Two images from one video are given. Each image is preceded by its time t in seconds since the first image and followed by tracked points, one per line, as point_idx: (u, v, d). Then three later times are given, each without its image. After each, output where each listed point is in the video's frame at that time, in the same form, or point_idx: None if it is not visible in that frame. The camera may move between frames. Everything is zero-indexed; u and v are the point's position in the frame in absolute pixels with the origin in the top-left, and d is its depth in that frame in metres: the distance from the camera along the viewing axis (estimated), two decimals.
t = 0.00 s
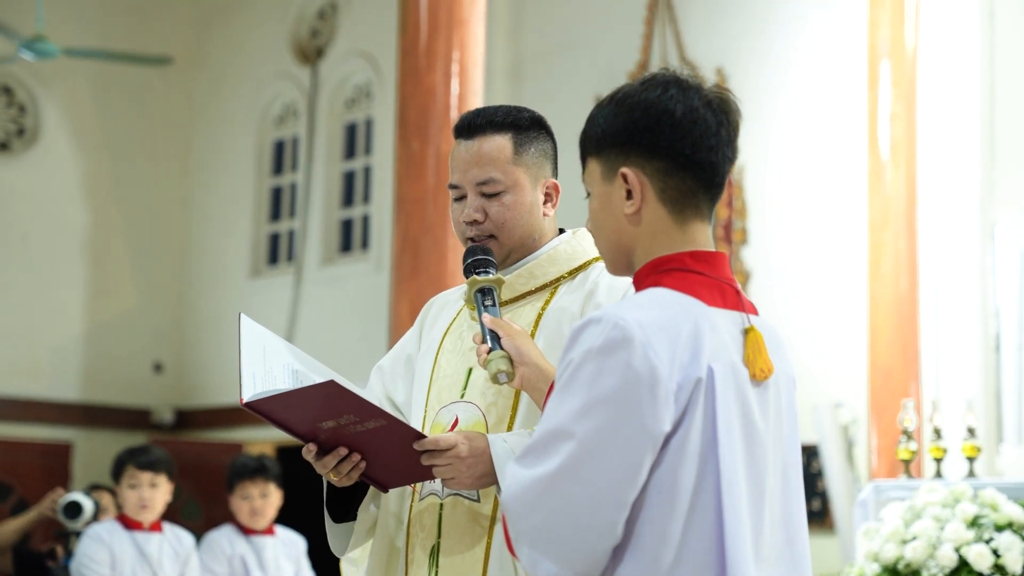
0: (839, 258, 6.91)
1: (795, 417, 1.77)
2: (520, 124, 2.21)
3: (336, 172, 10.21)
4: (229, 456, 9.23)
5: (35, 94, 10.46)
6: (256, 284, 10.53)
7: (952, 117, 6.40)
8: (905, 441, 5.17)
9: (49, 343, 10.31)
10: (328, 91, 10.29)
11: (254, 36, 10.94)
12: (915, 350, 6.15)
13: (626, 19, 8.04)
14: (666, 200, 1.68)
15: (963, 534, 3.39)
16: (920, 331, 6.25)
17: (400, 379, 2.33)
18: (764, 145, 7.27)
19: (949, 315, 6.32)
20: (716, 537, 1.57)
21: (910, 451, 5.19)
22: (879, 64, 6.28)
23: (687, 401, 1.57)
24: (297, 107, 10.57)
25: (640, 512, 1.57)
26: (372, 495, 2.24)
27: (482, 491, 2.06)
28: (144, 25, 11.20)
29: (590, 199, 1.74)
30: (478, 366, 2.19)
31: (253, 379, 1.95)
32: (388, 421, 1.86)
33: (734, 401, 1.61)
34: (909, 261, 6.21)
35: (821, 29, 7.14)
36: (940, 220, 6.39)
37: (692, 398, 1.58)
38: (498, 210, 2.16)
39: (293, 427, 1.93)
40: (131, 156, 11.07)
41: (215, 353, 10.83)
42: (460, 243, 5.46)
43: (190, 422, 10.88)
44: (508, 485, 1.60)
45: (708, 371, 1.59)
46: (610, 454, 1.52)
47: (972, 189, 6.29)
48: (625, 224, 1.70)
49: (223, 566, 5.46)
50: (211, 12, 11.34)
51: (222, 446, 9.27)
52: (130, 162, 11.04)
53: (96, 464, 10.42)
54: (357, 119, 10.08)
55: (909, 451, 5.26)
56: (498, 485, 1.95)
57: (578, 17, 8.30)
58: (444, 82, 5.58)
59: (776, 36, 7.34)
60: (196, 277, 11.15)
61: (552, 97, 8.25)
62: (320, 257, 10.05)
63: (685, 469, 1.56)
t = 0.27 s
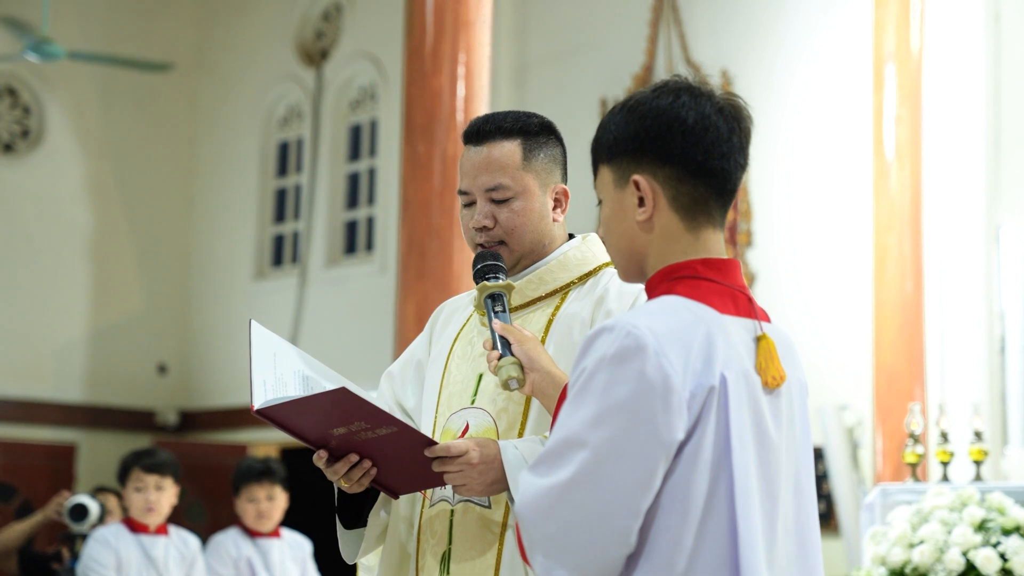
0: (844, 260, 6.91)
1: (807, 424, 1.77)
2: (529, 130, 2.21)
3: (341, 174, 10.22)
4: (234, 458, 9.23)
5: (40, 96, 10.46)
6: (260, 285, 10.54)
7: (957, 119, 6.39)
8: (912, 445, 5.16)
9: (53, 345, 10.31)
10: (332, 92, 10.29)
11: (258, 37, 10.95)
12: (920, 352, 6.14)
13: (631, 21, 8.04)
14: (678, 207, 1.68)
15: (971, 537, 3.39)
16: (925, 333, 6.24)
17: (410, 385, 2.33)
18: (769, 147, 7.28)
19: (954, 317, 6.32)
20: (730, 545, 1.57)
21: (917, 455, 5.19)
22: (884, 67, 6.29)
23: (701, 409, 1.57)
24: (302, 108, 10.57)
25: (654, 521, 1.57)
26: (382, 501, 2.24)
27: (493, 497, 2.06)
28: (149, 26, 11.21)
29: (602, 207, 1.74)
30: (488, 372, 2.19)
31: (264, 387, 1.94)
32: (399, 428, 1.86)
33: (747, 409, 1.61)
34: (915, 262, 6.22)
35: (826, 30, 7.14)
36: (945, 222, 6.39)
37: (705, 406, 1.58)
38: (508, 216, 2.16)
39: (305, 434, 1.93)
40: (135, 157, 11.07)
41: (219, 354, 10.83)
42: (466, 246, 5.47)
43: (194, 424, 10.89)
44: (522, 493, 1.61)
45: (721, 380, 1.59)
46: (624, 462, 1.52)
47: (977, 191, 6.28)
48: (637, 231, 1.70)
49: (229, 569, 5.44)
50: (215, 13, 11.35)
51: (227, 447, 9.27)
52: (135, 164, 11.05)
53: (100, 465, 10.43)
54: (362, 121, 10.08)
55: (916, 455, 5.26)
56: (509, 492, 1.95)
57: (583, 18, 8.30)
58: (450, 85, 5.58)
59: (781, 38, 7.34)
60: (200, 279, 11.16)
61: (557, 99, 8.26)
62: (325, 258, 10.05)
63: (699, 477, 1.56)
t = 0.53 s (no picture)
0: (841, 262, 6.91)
1: (811, 427, 1.77)
2: (531, 132, 2.22)
3: (339, 174, 10.21)
4: (232, 459, 9.23)
5: (38, 96, 10.45)
6: (258, 285, 10.53)
7: (955, 120, 6.40)
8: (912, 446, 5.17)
9: (51, 346, 10.30)
10: (331, 93, 10.29)
11: (256, 38, 10.96)
12: (918, 353, 6.15)
13: (630, 22, 8.05)
14: (681, 210, 1.68)
15: (970, 539, 3.40)
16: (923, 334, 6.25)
17: (412, 388, 2.33)
18: (768, 148, 7.29)
19: (952, 318, 6.32)
20: (735, 548, 1.58)
21: (916, 456, 5.19)
22: (883, 68, 6.29)
23: (705, 413, 1.58)
24: (300, 109, 10.57)
25: (660, 524, 1.57)
26: (385, 504, 2.24)
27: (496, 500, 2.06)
28: (146, 27, 11.21)
29: (606, 209, 1.74)
30: (490, 375, 2.19)
31: (267, 390, 1.94)
32: (402, 432, 1.86)
33: (751, 413, 1.61)
34: (913, 263, 6.23)
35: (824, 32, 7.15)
36: (943, 223, 6.39)
37: (710, 409, 1.58)
38: (510, 219, 2.17)
39: (307, 437, 1.93)
40: (133, 158, 11.07)
41: (217, 355, 10.82)
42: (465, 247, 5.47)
43: (192, 425, 10.88)
44: (527, 496, 1.61)
45: (725, 383, 1.59)
46: (629, 466, 1.53)
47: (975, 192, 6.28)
48: (641, 234, 1.70)
49: (228, 570, 5.44)
50: (213, 14, 11.36)
51: (225, 448, 9.26)
52: (132, 164, 11.04)
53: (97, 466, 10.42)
54: (360, 122, 10.08)
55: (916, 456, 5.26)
56: (512, 495, 1.95)
57: (582, 20, 8.31)
58: (449, 87, 5.59)
59: (780, 39, 7.34)
60: (198, 280, 11.15)
61: (556, 100, 8.27)
62: (324, 258, 10.06)
63: (704, 480, 1.57)
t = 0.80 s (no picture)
0: (828, 262, 6.93)
1: (803, 427, 1.78)
2: (523, 133, 2.21)
3: (326, 173, 10.20)
4: (218, 458, 9.21)
5: (23, 94, 10.41)
6: (245, 285, 10.50)
7: (942, 120, 6.42)
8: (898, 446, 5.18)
9: (35, 345, 10.25)
10: (318, 92, 10.27)
11: (243, 37, 10.94)
12: (905, 352, 6.16)
13: (617, 22, 8.06)
14: (675, 211, 1.68)
15: (958, 538, 3.41)
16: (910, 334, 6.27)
17: (403, 388, 2.33)
18: (755, 149, 7.30)
19: (938, 318, 6.34)
20: (727, 549, 1.58)
21: (902, 456, 5.20)
22: (870, 68, 6.31)
23: (698, 414, 1.58)
24: (287, 108, 10.55)
25: (653, 524, 1.57)
26: (376, 504, 2.24)
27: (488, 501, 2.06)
28: (133, 26, 11.18)
29: (599, 210, 1.74)
30: (482, 375, 2.19)
31: (258, 390, 1.93)
32: (394, 432, 1.86)
33: (744, 413, 1.61)
34: (900, 263, 6.25)
35: (812, 33, 7.17)
36: (930, 223, 6.41)
37: (704, 410, 1.58)
38: (501, 219, 2.16)
39: (299, 437, 1.93)
40: (119, 157, 11.03)
41: (203, 355, 10.79)
42: (453, 247, 5.48)
43: (178, 424, 10.85)
44: (521, 497, 1.61)
45: (719, 384, 1.59)
46: (622, 467, 1.53)
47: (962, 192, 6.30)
48: (634, 234, 1.70)
49: (215, 570, 5.43)
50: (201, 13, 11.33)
51: (212, 448, 9.24)
52: (118, 163, 11.01)
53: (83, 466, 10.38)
54: (347, 121, 10.07)
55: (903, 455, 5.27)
56: (504, 496, 1.95)
57: (570, 20, 8.32)
58: (438, 87, 5.60)
59: (767, 39, 7.36)
60: (184, 279, 11.12)
61: (543, 100, 8.28)
62: (310, 258, 10.04)
63: (697, 481, 1.57)
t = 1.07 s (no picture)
0: (809, 262, 6.95)
1: (795, 428, 1.78)
2: (513, 133, 2.21)
3: (306, 172, 10.17)
4: (198, 458, 9.17)
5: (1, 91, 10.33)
6: (224, 283, 10.46)
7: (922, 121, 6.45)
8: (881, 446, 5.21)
9: (14, 344, 10.17)
10: (299, 91, 10.24)
11: (224, 35, 10.90)
12: (885, 352, 6.19)
13: (599, 22, 8.07)
14: (668, 211, 1.68)
15: (941, 538, 3.42)
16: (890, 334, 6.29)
17: (392, 387, 2.32)
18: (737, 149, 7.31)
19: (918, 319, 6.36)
20: (721, 550, 1.58)
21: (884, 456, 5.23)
22: (851, 68, 6.33)
23: (692, 415, 1.58)
24: (267, 106, 10.52)
25: (647, 525, 1.57)
26: (365, 504, 2.24)
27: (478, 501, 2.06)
28: (113, 23, 11.12)
29: (592, 209, 1.74)
30: (472, 375, 2.18)
31: (247, 390, 1.92)
32: (385, 432, 1.85)
33: (737, 414, 1.61)
34: (880, 263, 6.27)
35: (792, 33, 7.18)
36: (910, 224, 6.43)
37: (698, 411, 1.58)
38: (491, 220, 2.16)
39: (288, 437, 1.92)
40: (98, 154, 10.97)
41: (183, 353, 10.74)
42: (435, 245, 5.48)
43: (157, 423, 10.79)
44: (515, 498, 1.61)
45: (712, 385, 1.60)
46: (617, 467, 1.53)
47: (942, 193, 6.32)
48: (628, 234, 1.70)
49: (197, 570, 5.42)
50: (181, 10, 11.29)
51: (191, 447, 9.20)
52: (97, 161, 10.95)
53: (61, 465, 10.32)
54: (328, 119, 10.04)
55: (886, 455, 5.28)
56: (495, 496, 1.94)
57: (552, 19, 8.33)
58: (420, 85, 5.59)
59: (748, 40, 7.37)
60: (164, 278, 11.08)
61: (525, 99, 8.28)
62: (291, 257, 10.01)
63: (691, 481, 1.57)
